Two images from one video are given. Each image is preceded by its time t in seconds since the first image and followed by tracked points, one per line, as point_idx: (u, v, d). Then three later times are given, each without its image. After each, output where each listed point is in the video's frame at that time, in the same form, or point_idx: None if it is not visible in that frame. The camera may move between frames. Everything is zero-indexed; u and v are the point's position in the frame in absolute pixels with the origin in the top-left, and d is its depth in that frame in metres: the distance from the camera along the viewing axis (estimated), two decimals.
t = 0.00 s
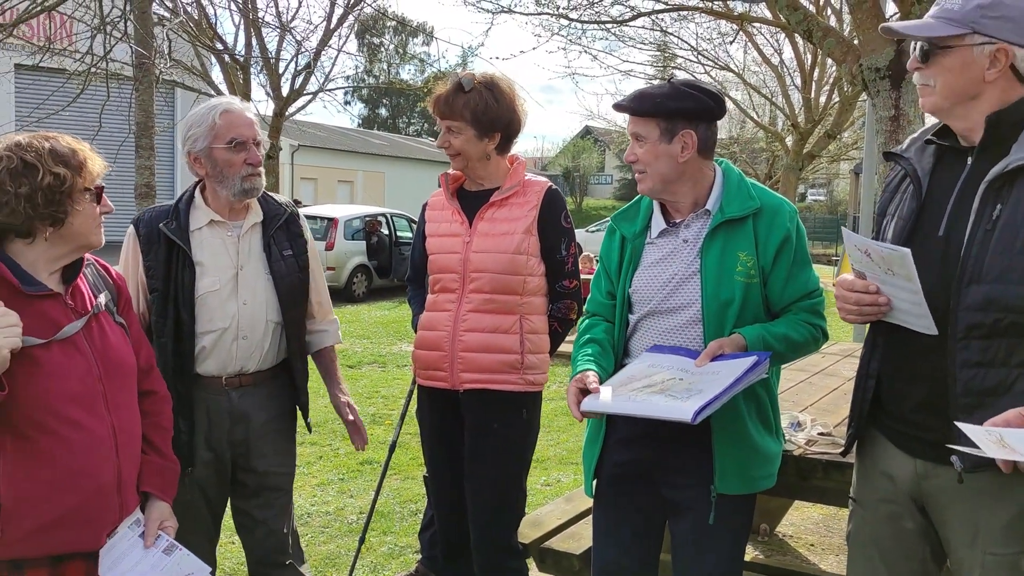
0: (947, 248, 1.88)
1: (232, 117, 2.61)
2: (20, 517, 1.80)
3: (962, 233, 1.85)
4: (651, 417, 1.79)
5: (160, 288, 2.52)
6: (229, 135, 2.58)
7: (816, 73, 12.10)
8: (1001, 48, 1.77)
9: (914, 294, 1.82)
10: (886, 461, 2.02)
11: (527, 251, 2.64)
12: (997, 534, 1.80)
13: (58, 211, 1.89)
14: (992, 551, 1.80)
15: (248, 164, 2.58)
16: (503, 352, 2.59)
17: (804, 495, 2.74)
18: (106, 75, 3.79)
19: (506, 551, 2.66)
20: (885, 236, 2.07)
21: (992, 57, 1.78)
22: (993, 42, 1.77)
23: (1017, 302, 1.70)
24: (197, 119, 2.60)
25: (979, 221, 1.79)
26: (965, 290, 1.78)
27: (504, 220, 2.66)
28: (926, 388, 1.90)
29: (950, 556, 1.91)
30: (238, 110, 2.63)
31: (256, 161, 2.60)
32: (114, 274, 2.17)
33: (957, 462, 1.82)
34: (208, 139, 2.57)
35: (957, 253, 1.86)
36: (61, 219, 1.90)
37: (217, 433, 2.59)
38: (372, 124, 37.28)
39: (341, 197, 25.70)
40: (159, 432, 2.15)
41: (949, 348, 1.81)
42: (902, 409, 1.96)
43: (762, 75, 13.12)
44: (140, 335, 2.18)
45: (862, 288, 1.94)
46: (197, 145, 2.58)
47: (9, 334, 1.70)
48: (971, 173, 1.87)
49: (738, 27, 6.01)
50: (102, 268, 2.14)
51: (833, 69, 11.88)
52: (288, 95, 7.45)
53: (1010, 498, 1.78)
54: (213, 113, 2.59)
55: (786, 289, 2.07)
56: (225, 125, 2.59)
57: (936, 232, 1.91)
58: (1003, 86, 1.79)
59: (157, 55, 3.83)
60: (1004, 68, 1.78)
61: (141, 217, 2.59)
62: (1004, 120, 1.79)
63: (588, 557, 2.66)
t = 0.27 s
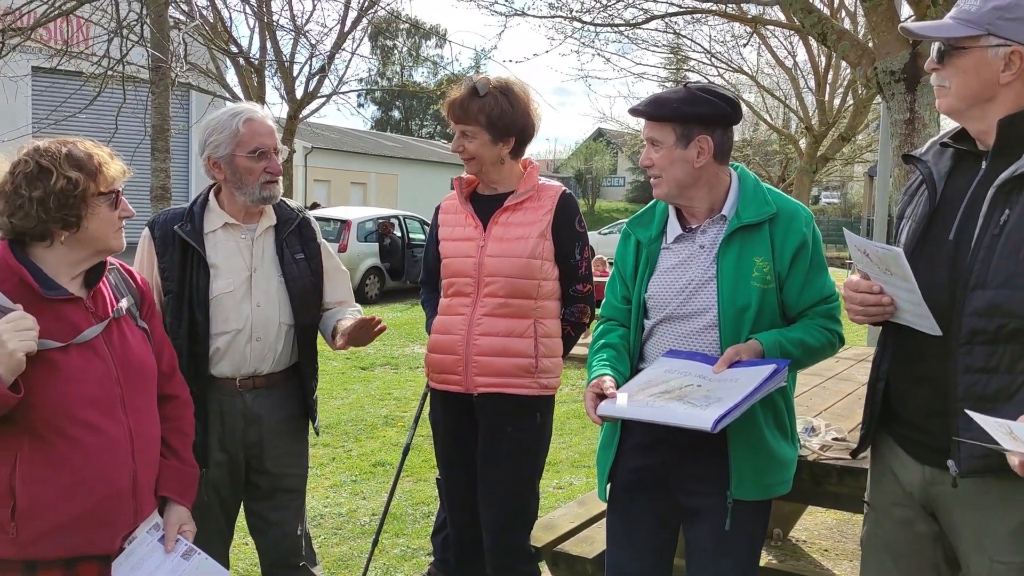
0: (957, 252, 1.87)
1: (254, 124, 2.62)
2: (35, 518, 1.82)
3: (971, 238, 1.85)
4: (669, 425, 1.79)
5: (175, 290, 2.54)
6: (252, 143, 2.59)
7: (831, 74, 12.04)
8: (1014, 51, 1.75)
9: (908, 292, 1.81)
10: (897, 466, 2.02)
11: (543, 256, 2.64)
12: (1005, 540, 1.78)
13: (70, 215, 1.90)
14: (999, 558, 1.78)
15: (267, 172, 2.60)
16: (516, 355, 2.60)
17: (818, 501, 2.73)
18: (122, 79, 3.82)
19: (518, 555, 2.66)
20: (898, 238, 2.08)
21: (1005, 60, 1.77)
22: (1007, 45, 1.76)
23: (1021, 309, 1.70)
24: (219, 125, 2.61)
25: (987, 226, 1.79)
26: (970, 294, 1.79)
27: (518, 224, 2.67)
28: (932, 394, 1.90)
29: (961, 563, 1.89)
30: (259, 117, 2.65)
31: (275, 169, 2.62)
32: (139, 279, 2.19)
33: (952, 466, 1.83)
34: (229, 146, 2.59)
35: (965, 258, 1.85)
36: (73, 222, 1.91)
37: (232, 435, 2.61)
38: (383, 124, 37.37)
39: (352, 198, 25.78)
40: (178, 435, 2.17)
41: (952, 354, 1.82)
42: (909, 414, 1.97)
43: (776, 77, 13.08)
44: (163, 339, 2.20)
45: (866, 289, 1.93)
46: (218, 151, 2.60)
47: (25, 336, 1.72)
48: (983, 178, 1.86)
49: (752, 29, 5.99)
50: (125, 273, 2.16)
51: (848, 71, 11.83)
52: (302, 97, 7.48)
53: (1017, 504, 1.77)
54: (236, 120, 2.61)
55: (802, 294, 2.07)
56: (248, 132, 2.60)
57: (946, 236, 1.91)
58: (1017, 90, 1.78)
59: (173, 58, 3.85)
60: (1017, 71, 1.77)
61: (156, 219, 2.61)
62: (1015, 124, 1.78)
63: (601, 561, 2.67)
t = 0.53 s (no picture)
0: (973, 254, 1.86)
1: (271, 128, 2.63)
2: (49, 515, 1.83)
3: (988, 239, 1.84)
4: (689, 424, 1.79)
5: (188, 292, 2.55)
6: (267, 149, 2.60)
7: (847, 76, 12.01)
8: None
9: (914, 276, 1.78)
10: (914, 470, 2.01)
11: (557, 257, 2.64)
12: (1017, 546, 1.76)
13: (79, 210, 1.92)
14: (1013, 564, 1.76)
15: (283, 176, 2.60)
16: (530, 357, 2.60)
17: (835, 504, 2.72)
18: (140, 80, 3.85)
19: (533, 557, 2.66)
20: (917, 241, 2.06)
21: None
22: None
23: None
24: (236, 129, 2.62)
25: (1004, 228, 1.78)
26: (987, 297, 1.78)
27: (532, 226, 2.67)
28: (948, 397, 1.89)
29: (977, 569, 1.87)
30: (277, 121, 2.66)
31: (292, 174, 2.63)
32: (161, 281, 2.21)
33: (966, 470, 1.82)
34: (247, 151, 2.59)
35: (982, 260, 1.84)
36: (82, 218, 1.93)
37: (247, 435, 2.61)
38: (395, 126, 37.48)
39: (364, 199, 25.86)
40: (198, 436, 2.18)
41: (966, 358, 1.81)
42: (925, 416, 1.96)
43: (790, 79, 13.06)
44: (185, 340, 2.22)
45: (875, 286, 1.92)
46: (235, 155, 2.60)
47: (40, 332, 1.74)
48: (1001, 180, 1.85)
49: (768, 31, 5.99)
50: (149, 274, 2.18)
51: (863, 73, 11.79)
52: (318, 99, 7.53)
53: None
54: (253, 125, 2.62)
55: (822, 296, 2.05)
56: (264, 137, 2.61)
57: (963, 238, 1.90)
58: None
59: (190, 60, 3.87)
60: None
61: (170, 221, 2.63)
62: None
63: (615, 564, 2.66)
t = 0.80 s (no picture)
0: (993, 256, 1.85)
1: (287, 133, 2.63)
2: (62, 511, 1.85)
3: (1009, 241, 1.82)
4: (708, 420, 1.79)
5: (206, 294, 2.57)
6: (282, 153, 2.60)
7: (862, 78, 11.97)
8: None
9: (937, 271, 1.73)
10: (934, 474, 1.99)
11: (573, 258, 2.64)
12: None
13: (97, 208, 1.93)
14: None
15: (298, 181, 2.61)
16: (545, 357, 2.59)
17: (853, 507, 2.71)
18: (157, 82, 3.88)
19: (548, 558, 2.66)
20: (935, 241, 2.05)
21: None
22: None
23: None
24: (252, 133, 2.62)
25: None
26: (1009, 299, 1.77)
27: (548, 227, 2.67)
28: (970, 400, 1.88)
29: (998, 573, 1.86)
30: (293, 125, 2.66)
31: (307, 178, 2.64)
32: (185, 284, 2.22)
33: (986, 474, 1.80)
34: (262, 154, 2.60)
35: (1003, 262, 1.83)
36: (100, 216, 1.93)
37: (263, 435, 2.62)
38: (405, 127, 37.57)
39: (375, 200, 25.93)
40: (214, 438, 2.18)
41: (988, 363, 1.81)
42: (945, 420, 1.94)
43: (805, 80, 13.03)
44: (205, 341, 2.23)
45: (899, 288, 1.86)
46: (250, 159, 2.62)
47: (53, 329, 1.75)
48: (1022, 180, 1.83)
49: (783, 32, 5.98)
50: (172, 276, 2.19)
51: (878, 74, 11.75)
52: (333, 100, 7.56)
53: None
54: (268, 129, 2.62)
55: (842, 296, 2.04)
56: (280, 140, 2.62)
57: (983, 238, 1.89)
58: None
59: (207, 62, 3.90)
60: None
61: (187, 222, 2.65)
62: None
63: (631, 565, 2.65)
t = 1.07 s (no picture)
0: (1012, 258, 1.84)
1: (300, 134, 2.64)
2: (76, 508, 1.87)
3: None
4: (726, 418, 1.78)
5: (220, 295, 2.59)
6: (296, 153, 2.61)
7: (876, 79, 11.92)
8: None
9: (973, 285, 1.71)
10: (949, 477, 1.98)
11: (586, 259, 2.63)
12: None
13: (114, 209, 1.94)
14: None
15: (311, 181, 2.61)
16: (558, 359, 2.59)
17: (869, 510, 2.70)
18: (172, 83, 3.90)
19: (561, 560, 2.65)
20: (952, 244, 2.03)
21: None
22: None
23: None
24: (266, 133, 2.64)
25: None
26: None
27: (561, 228, 2.66)
28: (988, 404, 1.86)
29: None
30: (307, 126, 2.67)
31: (319, 179, 2.63)
32: (202, 286, 2.23)
33: (1004, 478, 1.80)
34: (276, 156, 2.61)
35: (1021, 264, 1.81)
36: (116, 217, 1.94)
37: (277, 435, 2.63)
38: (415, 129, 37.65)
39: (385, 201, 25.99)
40: (228, 438, 2.19)
41: (1005, 366, 1.80)
42: (963, 423, 1.92)
43: (818, 81, 13.00)
44: (221, 342, 2.23)
45: (931, 298, 1.84)
46: (265, 160, 2.63)
47: (70, 328, 1.76)
48: None
49: (798, 32, 5.96)
50: (189, 276, 2.20)
51: (892, 75, 11.70)
52: (346, 102, 7.59)
53: None
54: (282, 130, 2.63)
55: (859, 297, 2.03)
56: (294, 141, 2.63)
57: (1001, 241, 1.87)
58: None
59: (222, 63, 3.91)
60: None
61: (202, 223, 2.66)
62: None
63: (644, 567, 2.65)
